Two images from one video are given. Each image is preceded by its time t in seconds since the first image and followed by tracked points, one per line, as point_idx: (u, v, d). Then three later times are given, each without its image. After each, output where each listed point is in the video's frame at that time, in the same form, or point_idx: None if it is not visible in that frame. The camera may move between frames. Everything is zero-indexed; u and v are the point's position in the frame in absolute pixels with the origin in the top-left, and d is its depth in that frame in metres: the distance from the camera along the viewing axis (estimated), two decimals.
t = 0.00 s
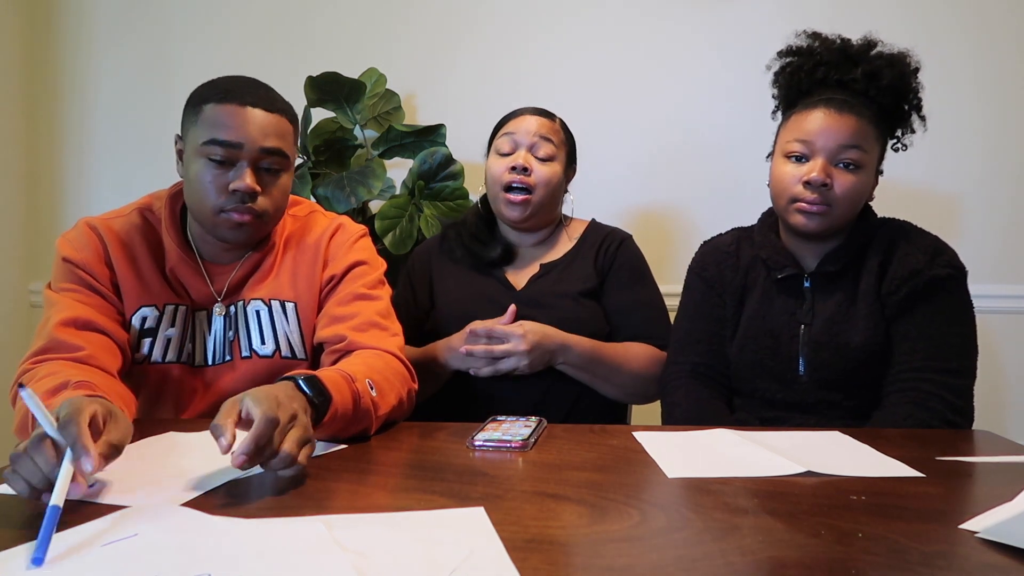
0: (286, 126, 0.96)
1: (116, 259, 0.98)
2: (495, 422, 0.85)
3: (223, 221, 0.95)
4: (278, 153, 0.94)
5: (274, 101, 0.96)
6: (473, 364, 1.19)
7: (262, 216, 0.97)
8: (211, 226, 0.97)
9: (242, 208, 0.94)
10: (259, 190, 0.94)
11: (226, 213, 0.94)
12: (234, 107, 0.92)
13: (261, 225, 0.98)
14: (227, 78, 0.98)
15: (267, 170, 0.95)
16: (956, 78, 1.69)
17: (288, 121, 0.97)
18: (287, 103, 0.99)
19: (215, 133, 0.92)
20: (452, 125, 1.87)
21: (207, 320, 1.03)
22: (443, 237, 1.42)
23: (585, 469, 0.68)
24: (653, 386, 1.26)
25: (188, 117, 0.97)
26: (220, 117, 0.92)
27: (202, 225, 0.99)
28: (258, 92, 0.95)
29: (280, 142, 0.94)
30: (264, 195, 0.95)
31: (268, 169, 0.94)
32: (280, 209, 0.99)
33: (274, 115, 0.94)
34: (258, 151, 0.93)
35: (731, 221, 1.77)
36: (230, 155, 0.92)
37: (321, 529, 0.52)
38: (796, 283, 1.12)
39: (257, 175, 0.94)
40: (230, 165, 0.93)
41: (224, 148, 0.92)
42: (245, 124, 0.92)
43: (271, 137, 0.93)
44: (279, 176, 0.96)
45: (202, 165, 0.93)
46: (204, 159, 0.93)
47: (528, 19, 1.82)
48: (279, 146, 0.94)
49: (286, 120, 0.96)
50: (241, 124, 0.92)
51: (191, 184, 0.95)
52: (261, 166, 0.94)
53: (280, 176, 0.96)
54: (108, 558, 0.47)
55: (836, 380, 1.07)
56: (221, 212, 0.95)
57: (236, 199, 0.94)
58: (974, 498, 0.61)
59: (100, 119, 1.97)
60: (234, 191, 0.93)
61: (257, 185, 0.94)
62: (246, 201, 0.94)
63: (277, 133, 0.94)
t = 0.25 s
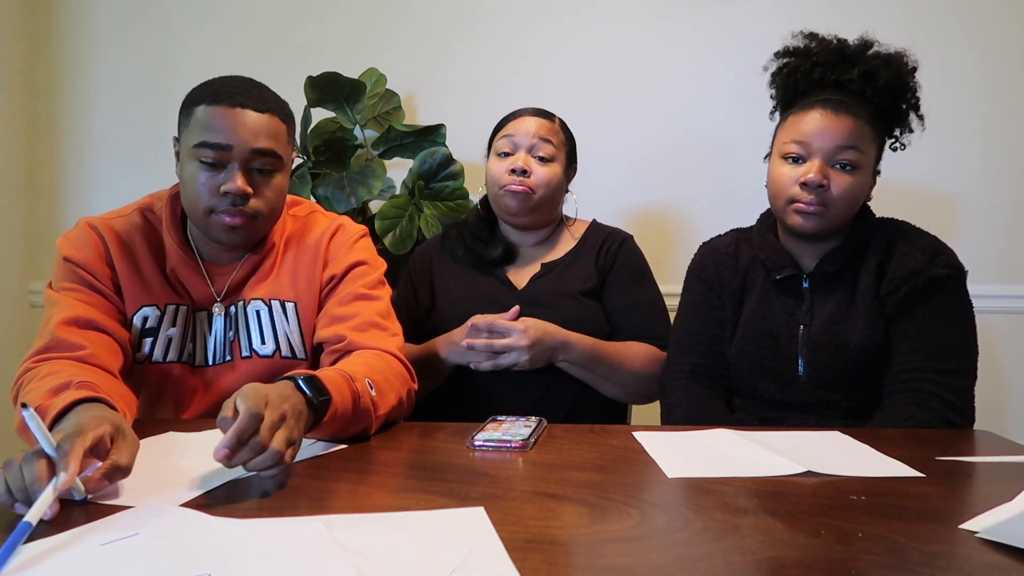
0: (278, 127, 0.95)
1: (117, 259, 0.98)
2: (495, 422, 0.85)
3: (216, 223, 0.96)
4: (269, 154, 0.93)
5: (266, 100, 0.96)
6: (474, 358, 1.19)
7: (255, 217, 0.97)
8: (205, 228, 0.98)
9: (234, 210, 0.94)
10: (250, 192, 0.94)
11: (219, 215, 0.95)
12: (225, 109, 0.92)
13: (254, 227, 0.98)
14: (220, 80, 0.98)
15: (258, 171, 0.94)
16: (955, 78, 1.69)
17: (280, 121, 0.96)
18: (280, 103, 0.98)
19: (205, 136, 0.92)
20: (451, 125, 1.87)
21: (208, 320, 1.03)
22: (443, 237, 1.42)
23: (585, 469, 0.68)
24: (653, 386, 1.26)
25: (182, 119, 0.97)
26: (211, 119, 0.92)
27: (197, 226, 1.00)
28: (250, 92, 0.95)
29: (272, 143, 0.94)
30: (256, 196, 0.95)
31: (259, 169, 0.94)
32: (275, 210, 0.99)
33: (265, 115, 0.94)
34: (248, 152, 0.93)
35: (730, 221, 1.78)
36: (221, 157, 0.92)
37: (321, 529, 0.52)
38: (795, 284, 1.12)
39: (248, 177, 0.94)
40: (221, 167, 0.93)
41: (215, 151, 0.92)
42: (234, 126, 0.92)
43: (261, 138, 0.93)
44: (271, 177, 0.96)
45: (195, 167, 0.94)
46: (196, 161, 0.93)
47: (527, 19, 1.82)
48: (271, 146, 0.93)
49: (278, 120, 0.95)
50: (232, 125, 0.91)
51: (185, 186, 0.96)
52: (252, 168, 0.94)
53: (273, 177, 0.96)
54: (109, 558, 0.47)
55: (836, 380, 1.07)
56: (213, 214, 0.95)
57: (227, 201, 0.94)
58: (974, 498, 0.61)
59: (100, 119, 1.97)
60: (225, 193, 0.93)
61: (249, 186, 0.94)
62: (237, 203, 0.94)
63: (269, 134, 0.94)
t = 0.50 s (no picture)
0: (278, 128, 0.95)
1: (117, 260, 0.98)
2: (495, 422, 0.85)
3: (215, 224, 0.96)
4: (269, 155, 0.93)
5: (266, 101, 0.96)
6: (474, 359, 1.19)
7: (253, 218, 0.97)
8: (205, 229, 0.98)
9: (233, 211, 0.94)
10: (249, 192, 0.94)
11: (218, 215, 0.95)
12: (225, 109, 0.92)
13: (253, 228, 0.98)
14: (222, 80, 0.98)
15: (258, 172, 0.94)
16: (955, 78, 1.69)
17: (281, 122, 0.96)
18: (281, 104, 0.98)
19: (206, 136, 0.92)
20: (451, 125, 1.87)
21: (208, 321, 1.03)
22: (443, 237, 1.42)
23: (585, 469, 0.68)
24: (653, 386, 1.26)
25: (183, 120, 0.97)
26: (212, 120, 0.92)
27: (196, 227, 1.00)
28: (250, 93, 0.95)
29: (271, 144, 0.94)
30: (255, 198, 0.95)
31: (259, 170, 0.94)
32: (274, 211, 0.99)
33: (265, 116, 0.94)
34: (248, 153, 0.93)
35: (730, 221, 1.78)
36: (220, 157, 0.92)
37: (321, 528, 0.52)
38: (795, 284, 1.12)
39: (247, 178, 0.94)
40: (221, 168, 0.93)
41: (214, 152, 0.92)
42: (235, 127, 0.92)
43: (261, 139, 0.93)
44: (271, 178, 0.96)
45: (195, 167, 0.94)
46: (196, 161, 0.93)
47: (527, 19, 1.82)
48: (271, 147, 0.93)
49: (278, 121, 0.95)
50: (232, 126, 0.91)
51: (186, 186, 0.96)
52: (251, 168, 0.94)
53: (272, 178, 0.96)
54: (109, 558, 0.47)
55: (836, 380, 1.07)
56: (212, 215, 0.95)
57: (226, 202, 0.94)
58: (974, 498, 0.61)
59: (100, 119, 1.97)
60: (224, 194, 0.93)
61: (247, 187, 0.94)
62: (236, 204, 0.94)
63: (269, 135, 0.93)
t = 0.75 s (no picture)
0: (280, 129, 0.95)
1: (118, 260, 0.98)
2: (495, 422, 0.85)
3: (214, 223, 0.96)
4: (270, 156, 0.93)
5: (268, 102, 0.96)
6: (474, 361, 1.19)
7: (253, 219, 0.96)
8: (203, 228, 0.98)
9: (232, 211, 0.94)
10: (249, 193, 0.94)
11: (217, 215, 0.95)
12: (227, 110, 0.92)
13: (252, 228, 0.98)
14: (225, 81, 0.98)
15: (258, 172, 0.94)
16: (955, 78, 1.69)
17: (283, 124, 0.96)
18: (283, 106, 0.98)
19: (207, 137, 0.92)
20: (451, 125, 1.87)
21: (209, 320, 1.03)
22: (444, 238, 1.42)
23: (585, 469, 0.68)
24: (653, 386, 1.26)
25: (185, 120, 0.97)
26: (214, 120, 0.92)
27: (196, 227, 1.00)
28: (253, 94, 0.95)
29: (273, 145, 0.94)
30: (255, 199, 0.95)
31: (259, 171, 0.94)
32: (274, 212, 0.99)
33: (267, 117, 0.94)
34: (249, 154, 0.93)
35: (730, 221, 1.77)
36: (221, 158, 0.92)
37: (321, 529, 0.51)
38: (795, 285, 1.12)
39: (248, 178, 0.94)
40: (222, 168, 0.93)
41: (215, 152, 0.92)
42: (237, 127, 0.92)
43: (262, 140, 0.93)
44: (271, 179, 0.96)
45: (195, 167, 0.94)
46: (197, 161, 0.93)
47: (527, 19, 1.82)
48: (272, 148, 0.93)
49: (279, 122, 0.95)
50: (234, 126, 0.91)
51: (186, 186, 0.96)
52: (252, 169, 0.94)
53: (273, 179, 0.96)
54: (109, 558, 0.47)
55: (837, 380, 1.07)
56: (211, 215, 0.95)
57: (226, 202, 0.93)
58: (974, 498, 0.61)
59: (100, 119, 1.97)
60: (224, 194, 0.93)
61: (248, 188, 0.94)
62: (236, 204, 0.94)
63: (271, 136, 0.93)
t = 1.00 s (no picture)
0: (282, 129, 0.95)
1: (118, 258, 0.98)
2: (495, 422, 0.85)
3: (213, 221, 0.96)
4: (271, 156, 0.93)
5: (270, 102, 0.96)
6: (475, 363, 1.17)
7: (253, 218, 0.96)
8: (202, 225, 0.98)
9: (232, 209, 0.94)
10: (250, 192, 0.94)
11: (217, 213, 0.95)
12: (229, 109, 0.92)
13: (251, 227, 0.98)
14: (228, 80, 0.98)
15: (259, 172, 0.94)
16: (956, 78, 1.69)
17: (284, 124, 0.96)
18: (285, 106, 0.99)
19: (209, 135, 0.92)
20: (452, 125, 1.87)
21: (208, 319, 1.03)
22: (444, 238, 1.42)
23: (585, 469, 0.68)
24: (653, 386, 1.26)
25: (186, 117, 0.97)
26: (216, 119, 0.92)
27: (196, 224, 1.00)
28: (255, 94, 0.95)
29: (274, 145, 0.94)
30: (256, 198, 0.95)
31: (260, 170, 0.94)
32: (274, 212, 0.99)
33: (269, 117, 0.94)
34: (250, 153, 0.92)
35: (730, 221, 1.77)
36: (223, 157, 0.92)
37: (321, 529, 0.51)
38: (796, 285, 1.12)
39: (249, 178, 0.94)
40: (222, 167, 0.93)
41: (216, 151, 0.92)
42: (238, 127, 0.92)
43: (264, 140, 0.93)
44: (272, 179, 0.96)
45: (196, 166, 0.94)
46: (198, 160, 0.93)
47: (528, 19, 1.82)
48: (274, 149, 0.94)
49: (281, 122, 0.95)
50: (235, 126, 0.91)
51: (186, 183, 0.96)
52: (253, 169, 0.94)
53: (274, 178, 0.96)
54: (109, 558, 0.47)
55: (837, 380, 1.07)
56: (211, 212, 0.95)
57: (226, 200, 0.93)
58: (974, 498, 0.61)
59: (100, 118, 1.97)
60: (224, 193, 0.93)
61: (248, 187, 0.94)
62: (236, 203, 0.94)
63: (273, 136, 0.94)
